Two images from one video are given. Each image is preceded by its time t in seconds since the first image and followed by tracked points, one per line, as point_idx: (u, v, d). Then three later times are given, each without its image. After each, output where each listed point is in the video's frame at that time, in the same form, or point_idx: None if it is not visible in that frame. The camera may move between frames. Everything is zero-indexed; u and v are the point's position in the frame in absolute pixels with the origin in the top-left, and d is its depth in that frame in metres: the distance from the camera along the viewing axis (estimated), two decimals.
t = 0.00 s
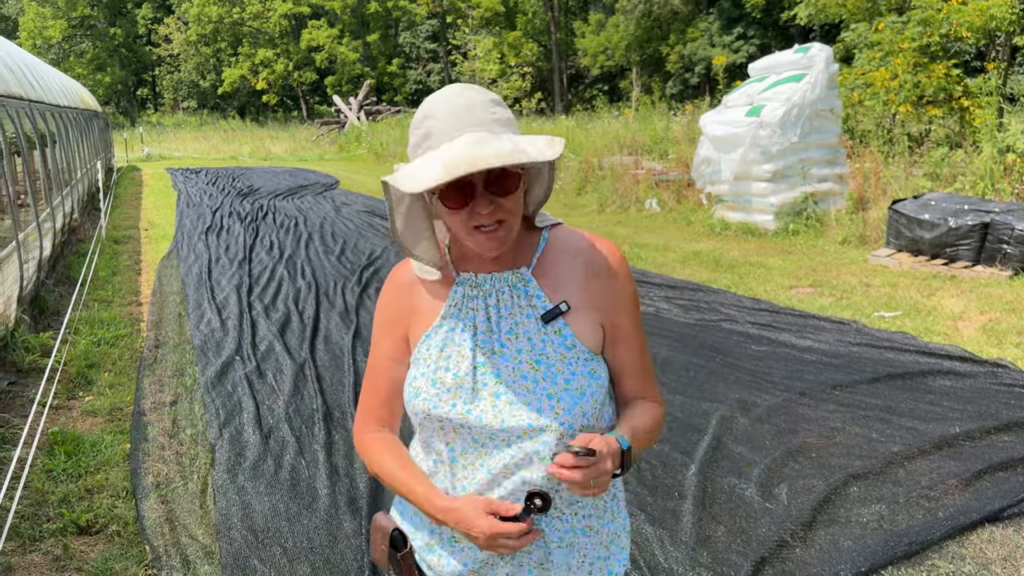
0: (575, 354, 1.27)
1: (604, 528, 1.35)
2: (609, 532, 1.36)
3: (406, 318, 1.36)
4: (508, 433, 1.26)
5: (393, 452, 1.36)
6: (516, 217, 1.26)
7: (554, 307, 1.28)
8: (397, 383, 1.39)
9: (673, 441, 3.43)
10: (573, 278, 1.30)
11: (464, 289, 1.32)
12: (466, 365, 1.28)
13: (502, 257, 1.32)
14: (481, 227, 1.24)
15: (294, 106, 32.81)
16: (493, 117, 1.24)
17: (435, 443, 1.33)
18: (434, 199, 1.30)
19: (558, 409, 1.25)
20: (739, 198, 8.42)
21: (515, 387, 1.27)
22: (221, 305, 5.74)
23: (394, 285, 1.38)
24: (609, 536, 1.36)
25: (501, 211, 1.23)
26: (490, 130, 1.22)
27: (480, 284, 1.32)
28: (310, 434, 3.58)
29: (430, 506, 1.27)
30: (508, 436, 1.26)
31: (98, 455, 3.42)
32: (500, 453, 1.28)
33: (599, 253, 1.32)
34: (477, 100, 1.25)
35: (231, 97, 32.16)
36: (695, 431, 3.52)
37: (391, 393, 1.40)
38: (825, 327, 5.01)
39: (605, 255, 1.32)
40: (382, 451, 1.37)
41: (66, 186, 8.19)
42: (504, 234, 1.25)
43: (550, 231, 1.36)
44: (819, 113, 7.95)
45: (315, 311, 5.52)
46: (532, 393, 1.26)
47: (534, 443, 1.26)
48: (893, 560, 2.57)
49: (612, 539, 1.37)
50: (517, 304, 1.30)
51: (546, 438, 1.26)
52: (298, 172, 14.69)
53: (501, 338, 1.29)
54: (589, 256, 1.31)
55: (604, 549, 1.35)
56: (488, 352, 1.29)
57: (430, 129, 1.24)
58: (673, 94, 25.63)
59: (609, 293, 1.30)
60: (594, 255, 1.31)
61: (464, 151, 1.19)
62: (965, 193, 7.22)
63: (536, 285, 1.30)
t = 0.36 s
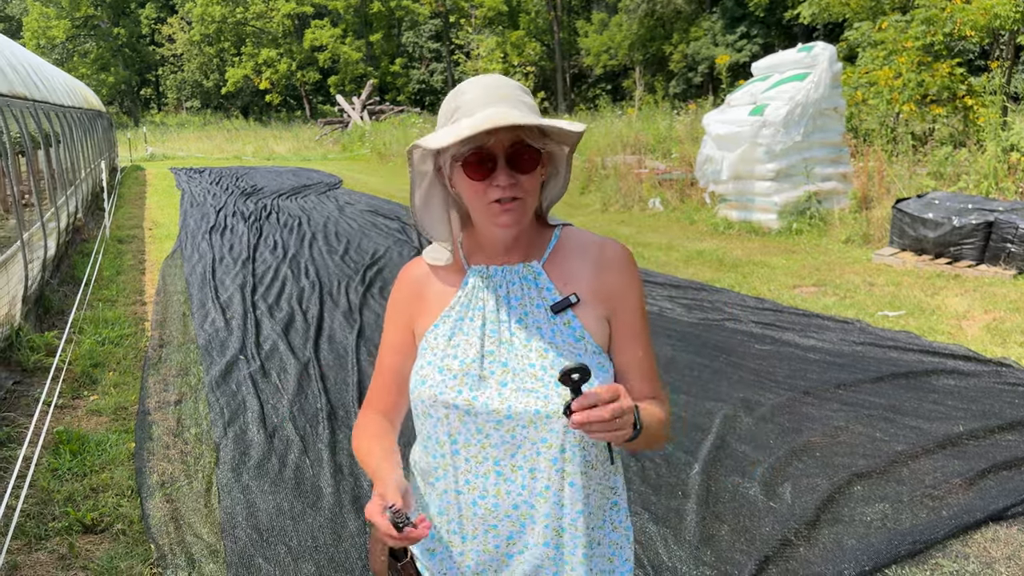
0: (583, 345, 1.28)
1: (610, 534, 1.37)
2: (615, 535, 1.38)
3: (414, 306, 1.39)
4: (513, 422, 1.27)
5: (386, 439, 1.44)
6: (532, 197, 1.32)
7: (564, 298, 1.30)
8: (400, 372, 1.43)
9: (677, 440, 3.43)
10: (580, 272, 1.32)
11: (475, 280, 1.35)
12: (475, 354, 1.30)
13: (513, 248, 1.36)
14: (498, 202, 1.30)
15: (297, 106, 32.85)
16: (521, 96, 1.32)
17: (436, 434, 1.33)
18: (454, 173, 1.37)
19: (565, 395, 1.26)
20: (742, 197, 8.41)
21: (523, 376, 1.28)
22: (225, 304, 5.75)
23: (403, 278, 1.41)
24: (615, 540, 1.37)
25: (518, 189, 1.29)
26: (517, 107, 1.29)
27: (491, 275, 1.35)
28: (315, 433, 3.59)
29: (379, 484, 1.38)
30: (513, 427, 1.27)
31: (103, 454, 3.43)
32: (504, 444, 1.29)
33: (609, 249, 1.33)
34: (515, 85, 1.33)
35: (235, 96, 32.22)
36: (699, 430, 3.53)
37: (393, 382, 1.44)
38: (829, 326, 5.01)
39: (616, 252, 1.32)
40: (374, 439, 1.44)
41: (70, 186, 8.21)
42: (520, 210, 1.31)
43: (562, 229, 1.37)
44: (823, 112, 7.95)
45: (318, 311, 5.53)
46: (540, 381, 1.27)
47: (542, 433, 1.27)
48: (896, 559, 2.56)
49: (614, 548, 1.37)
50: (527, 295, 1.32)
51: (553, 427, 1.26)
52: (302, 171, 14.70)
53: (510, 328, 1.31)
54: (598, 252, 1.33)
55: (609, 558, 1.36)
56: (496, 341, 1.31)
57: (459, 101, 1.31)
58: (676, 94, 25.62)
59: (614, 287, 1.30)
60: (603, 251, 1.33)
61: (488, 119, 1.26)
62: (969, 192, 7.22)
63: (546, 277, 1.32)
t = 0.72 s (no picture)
0: (584, 338, 1.31)
1: (612, 531, 1.38)
2: (618, 531, 1.39)
3: (419, 299, 1.41)
4: (517, 413, 1.28)
5: (374, 427, 1.38)
6: (534, 188, 1.33)
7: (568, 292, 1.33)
8: (401, 364, 1.42)
9: (678, 440, 3.44)
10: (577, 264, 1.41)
11: (480, 274, 1.38)
12: (481, 344, 1.31)
13: (518, 244, 1.39)
14: (500, 193, 1.31)
15: (297, 106, 32.85)
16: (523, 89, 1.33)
17: (438, 426, 1.32)
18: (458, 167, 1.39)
19: (569, 387, 1.27)
20: (743, 197, 8.42)
21: (526, 368, 1.29)
22: (226, 304, 5.76)
23: (408, 272, 1.44)
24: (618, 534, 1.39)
25: (520, 178, 1.30)
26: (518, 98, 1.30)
27: (496, 270, 1.37)
28: (316, 433, 3.60)
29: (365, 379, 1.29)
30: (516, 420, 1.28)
31: (105, 454, 3.44)
32: (507, 436, 1.29)
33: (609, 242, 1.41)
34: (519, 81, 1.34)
35: (235, 97, 32.24)
36: (700, 430, 3.53)
37: (390, 370, 1.41)
38: (830, 326, 5.01)
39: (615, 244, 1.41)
40: (363, 428, 1.38)
41: (71, 187, 8.22)
42: (522, 200, 1.32)
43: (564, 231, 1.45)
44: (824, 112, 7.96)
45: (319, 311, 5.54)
46: (543, 373, 1.28)
47: (544, 424, 1.28)
48: (897, 559, 2.57)
49: (616, 545, 1.39)
50: (531, 289, 1.36)
51: (556, 418, 1.27)
52: (303, 171, 14.71)
53: (514, 321, 1.34)
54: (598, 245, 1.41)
55: (610, 554, 1.37)
56: (501, 334, 1.33)
57: (463, 98, 1.34)
58: (676, 94, 25.60)
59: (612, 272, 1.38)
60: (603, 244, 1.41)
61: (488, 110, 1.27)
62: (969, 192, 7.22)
63: (549, 272, 1.37)
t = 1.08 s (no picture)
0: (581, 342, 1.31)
1: (606, 533, 1.38)
2: (612, 531, 1.40)
3: (418, 299, 1.43)
4: (512, 417, 1.30)
5: (389, 431, 1.41)
6: (534, 193, 1.33)
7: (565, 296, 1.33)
8: (405, 366, 1.42)
9: (676, 440, 3.44)
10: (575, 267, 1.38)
11: (480, 276, 1.38)
12: (480, 348, 1.32)
13: (516, 246, 1.39)
14: (501, 197, 1.31)
15: (295, 106, 32.84)
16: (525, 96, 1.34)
17: (437, 429, 1.33)
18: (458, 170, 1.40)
19: (563, 391, 1.29)
20: (740, 196, 8.43)
21: (523, 372, 1.30)
22: (224, 305, 5.76)
23: (408, 273, 1.45)
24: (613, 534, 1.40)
25: (521, 184, 1.30)
26: (520, 105, 1.31)
27: (495, 272, 1.38)
28: (315, 434, 3.60)
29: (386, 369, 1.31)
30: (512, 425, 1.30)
31: (103, 455, 3.44)
32: (503, 440, 1.30)
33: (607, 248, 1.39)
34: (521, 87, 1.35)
35: (233, 97, 32.22)
36: (698, 430, 3.54)
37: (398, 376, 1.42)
38: (827, 326, 5.02)
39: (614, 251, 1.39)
40: (379, 433, 1.40)
41: (69, 188, 8.21)
42: (523, 204, 1.32)
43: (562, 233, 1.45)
44: (821, 112, 7.98)
45: (318, 312, 5.54)
46: (539, 377, 1.30)
47: (540, 429, 1.29)
48: (894, 558, 2.58)
49: (610, 548, 1.39)
50: (530, 292, 1.36)
51: (552, 423, 1.28)
52: (301, 172, 14.71)
53: (513, 324, 1.34)
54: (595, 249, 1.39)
55: (605, 555, 1.38)
56: (500, 337, 1.33)
57: (464, 102, 1.34)
58: (674, 94, 25.66)
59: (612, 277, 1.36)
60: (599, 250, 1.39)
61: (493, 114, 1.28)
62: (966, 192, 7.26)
63: (548, 276, 1.37)
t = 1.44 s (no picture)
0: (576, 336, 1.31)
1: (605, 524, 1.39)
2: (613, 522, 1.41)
3: (412, 296, 1.43)
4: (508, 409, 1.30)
5: (389, 430, 1.40)
6: (529, 183, 1.33)
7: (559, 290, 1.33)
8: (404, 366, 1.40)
9: (673, 437, 3.44)
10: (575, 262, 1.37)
11: (474, 272, 1.37)
12: (475, 344, 1.32)
13: (510, 240, 1.39)
14: (495, 187, 1.30)
15: (291, 104, 32.77)
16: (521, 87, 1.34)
17: (434, 426, 1.34)
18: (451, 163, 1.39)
19: (558, 387, 1.29)
20: (736, 194, 8.48)
21: (518, 369, 1.31)
22: (220, 304, 5.75)
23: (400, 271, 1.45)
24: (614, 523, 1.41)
25: (515, 173, 1.30)
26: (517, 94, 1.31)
27: (489, 268, 1.37)
28: (311, 432, 3.59)
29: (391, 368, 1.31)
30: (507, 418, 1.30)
31: (99, 454, 3.42)
32: (498, 436, 1.30)
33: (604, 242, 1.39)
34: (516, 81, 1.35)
35: (228, 96, 32.13)
36: (695, 427, 3.55)
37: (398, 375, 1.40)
38: (823, 323, 5.04)
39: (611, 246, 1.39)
40: (379, 433, 1.40)
41: (63, 186, 8.17)
42: (518, 194, 1.31)
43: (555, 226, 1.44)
44: (817, 109, 7.95)
45: (314, 310, 5.53)
46: (533, 374, 1.30)
47: (535, 425, 1.29)
48: (891, 554, 2.59)
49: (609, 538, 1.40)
50: (524, 289, 1.35)
51: (546, 419, 1.29)
52: (297, 170, 14.68)
53: (507, 320, 1.34)
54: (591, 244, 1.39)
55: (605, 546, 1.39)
56: (495, 334, 1.33)
57: (456, 94, 1.34)
58: (670, 92, 25.71)
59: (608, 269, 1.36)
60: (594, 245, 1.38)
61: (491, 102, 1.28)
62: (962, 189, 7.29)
63: (541, 272, 1.36)
